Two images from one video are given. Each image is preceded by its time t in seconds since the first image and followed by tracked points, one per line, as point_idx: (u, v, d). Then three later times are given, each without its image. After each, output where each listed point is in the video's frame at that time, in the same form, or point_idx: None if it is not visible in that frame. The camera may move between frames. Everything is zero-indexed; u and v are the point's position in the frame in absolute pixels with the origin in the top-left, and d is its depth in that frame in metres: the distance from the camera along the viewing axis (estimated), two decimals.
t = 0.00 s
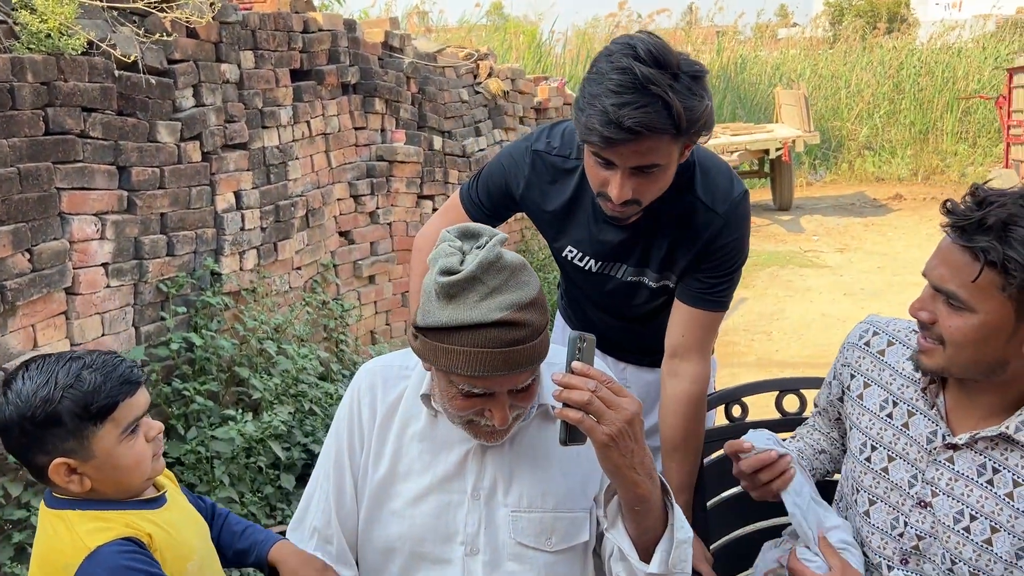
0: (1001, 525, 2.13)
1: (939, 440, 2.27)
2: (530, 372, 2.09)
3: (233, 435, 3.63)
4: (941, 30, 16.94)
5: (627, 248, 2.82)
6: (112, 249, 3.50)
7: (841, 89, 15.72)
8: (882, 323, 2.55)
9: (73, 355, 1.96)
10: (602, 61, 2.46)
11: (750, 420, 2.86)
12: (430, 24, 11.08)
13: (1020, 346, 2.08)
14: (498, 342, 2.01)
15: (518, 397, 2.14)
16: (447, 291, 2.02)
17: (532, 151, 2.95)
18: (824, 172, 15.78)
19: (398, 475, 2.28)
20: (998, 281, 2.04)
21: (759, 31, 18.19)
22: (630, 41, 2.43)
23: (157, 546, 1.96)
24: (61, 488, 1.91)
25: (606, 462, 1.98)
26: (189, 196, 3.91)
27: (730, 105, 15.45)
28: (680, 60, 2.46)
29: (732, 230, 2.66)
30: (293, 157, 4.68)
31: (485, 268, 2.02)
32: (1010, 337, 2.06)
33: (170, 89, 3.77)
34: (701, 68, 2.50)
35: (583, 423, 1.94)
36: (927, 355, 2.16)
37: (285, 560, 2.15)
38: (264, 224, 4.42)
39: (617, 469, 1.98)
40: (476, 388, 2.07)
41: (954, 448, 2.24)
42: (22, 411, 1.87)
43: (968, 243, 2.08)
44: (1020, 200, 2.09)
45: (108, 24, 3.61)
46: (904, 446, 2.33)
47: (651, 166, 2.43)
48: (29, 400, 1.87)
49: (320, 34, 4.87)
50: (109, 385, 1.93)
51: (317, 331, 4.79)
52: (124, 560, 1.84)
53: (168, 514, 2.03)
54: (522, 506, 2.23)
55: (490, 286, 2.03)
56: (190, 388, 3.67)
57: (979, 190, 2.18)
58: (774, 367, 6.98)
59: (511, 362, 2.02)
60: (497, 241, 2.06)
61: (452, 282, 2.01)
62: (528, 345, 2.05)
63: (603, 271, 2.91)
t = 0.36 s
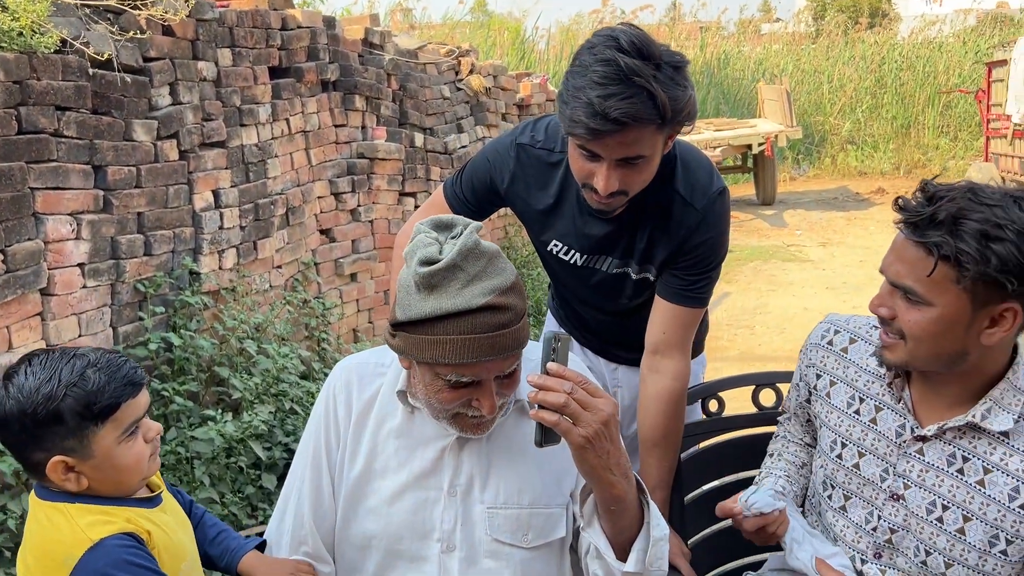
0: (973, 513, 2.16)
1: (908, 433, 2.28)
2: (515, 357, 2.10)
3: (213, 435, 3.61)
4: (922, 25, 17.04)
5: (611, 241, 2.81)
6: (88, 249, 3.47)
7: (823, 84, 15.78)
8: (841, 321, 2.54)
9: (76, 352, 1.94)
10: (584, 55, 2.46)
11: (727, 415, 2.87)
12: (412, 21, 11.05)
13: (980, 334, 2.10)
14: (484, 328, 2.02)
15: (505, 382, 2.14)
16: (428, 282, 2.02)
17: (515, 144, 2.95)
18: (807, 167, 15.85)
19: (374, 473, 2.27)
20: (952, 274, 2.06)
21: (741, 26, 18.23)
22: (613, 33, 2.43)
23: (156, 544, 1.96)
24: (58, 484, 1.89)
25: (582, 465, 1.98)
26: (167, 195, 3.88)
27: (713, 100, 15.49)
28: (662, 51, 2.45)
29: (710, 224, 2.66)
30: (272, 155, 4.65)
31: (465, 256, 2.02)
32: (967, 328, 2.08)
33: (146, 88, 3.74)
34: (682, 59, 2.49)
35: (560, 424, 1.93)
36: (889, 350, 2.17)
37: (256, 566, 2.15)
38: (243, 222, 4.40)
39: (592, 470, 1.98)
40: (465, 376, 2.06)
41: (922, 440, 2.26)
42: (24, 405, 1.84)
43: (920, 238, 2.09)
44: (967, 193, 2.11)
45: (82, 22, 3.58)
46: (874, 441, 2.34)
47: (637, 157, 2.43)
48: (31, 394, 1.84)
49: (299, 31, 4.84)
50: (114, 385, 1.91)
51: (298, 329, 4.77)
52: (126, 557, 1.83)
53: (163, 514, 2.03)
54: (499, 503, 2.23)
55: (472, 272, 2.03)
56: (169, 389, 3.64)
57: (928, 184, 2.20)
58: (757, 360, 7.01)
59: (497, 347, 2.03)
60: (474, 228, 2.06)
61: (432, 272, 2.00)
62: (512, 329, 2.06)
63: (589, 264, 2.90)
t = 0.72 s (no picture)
0: (963, 501, 2.18)
1: (895, 425, 2.29)
2: (510, 332, 2.12)
3: (204, 432, 3.60)
4: (911, 18, 17.09)
5: (604, 236, 2.82)
6: (76, 245, 3.46)
7: (812, 77, 15.81)
8: (819, 319, 2.54)
9: (33, 357, 1.93)
10: (578, 51, 2.46)
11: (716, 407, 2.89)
12: (401, 15, 11.02)
13: (957, 326, 2.12)
14: (479, 303, 2.04)
15: (501, 360, 2.14)
16: (422, 261, 2.04)
17: (509, 138, 2.95)
18: (797, 160, 15.89)
19: (366, 467, 2.27)
20: (926, 269, 2.08)
21: (730, 20, 18.25)
22: (609, 27, 2.44)
23: (130, 545, 1.96)
24: (24, 492, 1.90)
25: (578, 468, 1.98)
26: (155, 191, 3.87)
27: (703, 94, 15.51)
28: (656, 46, 2.46)
29: (700, 220, 2.67)
30: (262, 151, 4.64)
31: (457, 234, 2.05)
32: (945, 321, 2.10)
33: (134, 84, 3.73)
34: (675, 54, 2.51)
35: (555, 428, 1.94)
36: (869, 345, 2.18)
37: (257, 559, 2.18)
38: (233, 218, 4.38)
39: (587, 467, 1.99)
40: (465, 353, 2.06)
41: (910, 431, 2.26)
42: None
43: (893, 235, 2.11)
44: (935, 188, 2.14)
45: (69, 17, 3.55)
46: (862, 436, 2.35)
47: (629, 155, 2.43)
48: None
49: (287, 26, 4.82)
50: (72, 390, 1.90)
51: (288, 325, 4.76)
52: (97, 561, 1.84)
53: (137, 514, 2.03)
54: (490, 496, 2.24)
55: (464, 250, 2.06)
56: (159, 386, 3.64)
57: (896, 182, 2.23)
58: (748, 354, 7.03)
59: (493, 322, 2.05)
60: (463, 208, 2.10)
61: (426, 251, 2.03)
62: (506, 304, 2.08)
63: (583, 258, 2.91)
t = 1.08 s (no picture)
0: (950, 497, 2.20)
1: (882, 424, 2.31)
2: (490, 306, 2.14)
3: (203, 427, 3.62)
4: (910, 10, 17.05)
5: (601, 232, 2.82)
6: (74, 241, 3.46)
7: (811, 70, 15.77)
8: (802, 316, 2.54)
9: (58, 354, 1.94)
10: (575, 53, 2.46)
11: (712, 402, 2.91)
12: (398, 8, 11.00)
13: (950, 331, 2.14)
14: (455, 272, 2.10)
15: (484, 336, 2.15)
16: (402, 233, 2.14)
17: (506, 133, 2.95)
18: (795, 153, 15.89)
19: (362, 459, 2.28)
20: (922, 279, 2.09)
21: (729, 13, 18.22)
22: (607, 23, 2.44)
23: (142, 543, 1.97)
24: (41, 484, 1.92)
25: (568, 482, 1.99)
26: (153, 186, 3.87)
27: (702, 87, 15.50)
28: (655, 43, 2.47)
29: (696, 216, 2.68)
30: (259, 146, 4.64)
31: (436, 209, 2.15)
32: (938, 327, 2.12)
33: (131, 79, 3.73)
34: (674, 51, 2.51)
35: (546, 449, 1.93)
36: (861, 349, 2.20)
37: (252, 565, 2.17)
38: (231, 213, 4.39)
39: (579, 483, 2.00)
40: (442, 322, 2.09)
41: (897, 430, 2.28)
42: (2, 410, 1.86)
43: (889, 245, 2.11)
44: (930, 196, 2.14)
45: (66, 12, 3.53)
46: (850, 435, 2.36)
47: (626, 152, 2.44)
48: (8, 399, 1.85)
49: (284, 21, 4.82)
50: (91, 396, 1.90)
51: (286, 320, 4.76)
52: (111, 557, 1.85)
53: (152, 512, 2.03)
54: (484, 488, 2.25)
55: (443, 225, 2.15)
56: (158, 380, 3.64)
57: (890, 187, 2.22)
58: (745, 347, 7.04)
59: (469, 290, 2.09)
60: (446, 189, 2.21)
61: (405, 224, 2.14)
62: (484, 277, 2.13)
63: (580, 254, 2.91)
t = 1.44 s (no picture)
0: (951, 497, 2.20)
1: (884, 425, 2.31)
2: (459, 303, 2.12)
3: (206, 421, 3.63)
4: (914, 5, 16.99)
5: (603, 226, 2.82)
6: (77, 235, 3.47)
7: (814, 66, 15.72)
8: (802, 314, 2.54)
9: (28, 348, 1.95)
10: (574, 50, 2.46)
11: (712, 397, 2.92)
12: (401, 2, 10.99)
13: (955, 333, 2.14)
14: (425, 263, 2.11)
15: (455, 330, 2.14)
16: (389, 220, 2.20)
17: (508, 127, 2.95)
18: (799, 149, 15.86)
19: (364, 452, 2.29)
20: (927, 283, 2.08)
21: (733, 8, 18.18)
22: (607, 16, 2.45)
23: (124, 536, 1.96)
24: (21, 482, 1.91)
25: None
26: (156, 181, 3.88)
27: (705, 82, 15.48)
28: (655, 37, 2.48)
29: (699, 209, 2.67)
30: (262, 141, 4.64)
31: (422, 199, 2.18)
32: (942, 330, 2.12)
33: (134, 73, 3.73)
34: (675, 45, 2.52)
35: None
36: (864, 351, 2.20)
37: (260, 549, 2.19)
38: (234, 208, 4.39)
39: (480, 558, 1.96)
40: (407, 311, 2.10)
41: (898, 431, 2.28)
42: None
43: (892, 249, 2.09)
44: (932, 198, 2.13)
45: (68, 7, 3.53)
46: (851, 434, 2.36)
47: (625, 147, 2.44)
48: None
49: (287, 15, 4.81)
50: (70, 379, 1.93)
51: (289, 315, 4.77)
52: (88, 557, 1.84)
53: (132, 504, 2.03)
54: (484, 482, 2.25)
55: (426, 216, 2.17)
56: (161, 375, 3.65)
57: (891, 189, 2.21)
58: (748, 343, 7.04)
59: (433, 283, 2.09)
60: (441, 181, 2.22)
61: (391, 212, 2.19)
62: (455, 271, 2.12)
63: (581, 249, 2.91)
